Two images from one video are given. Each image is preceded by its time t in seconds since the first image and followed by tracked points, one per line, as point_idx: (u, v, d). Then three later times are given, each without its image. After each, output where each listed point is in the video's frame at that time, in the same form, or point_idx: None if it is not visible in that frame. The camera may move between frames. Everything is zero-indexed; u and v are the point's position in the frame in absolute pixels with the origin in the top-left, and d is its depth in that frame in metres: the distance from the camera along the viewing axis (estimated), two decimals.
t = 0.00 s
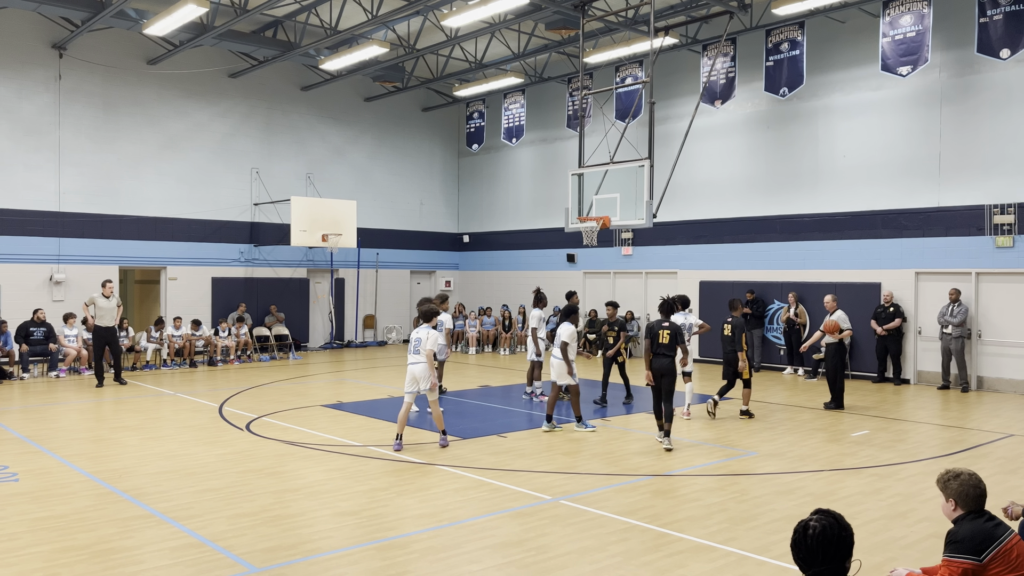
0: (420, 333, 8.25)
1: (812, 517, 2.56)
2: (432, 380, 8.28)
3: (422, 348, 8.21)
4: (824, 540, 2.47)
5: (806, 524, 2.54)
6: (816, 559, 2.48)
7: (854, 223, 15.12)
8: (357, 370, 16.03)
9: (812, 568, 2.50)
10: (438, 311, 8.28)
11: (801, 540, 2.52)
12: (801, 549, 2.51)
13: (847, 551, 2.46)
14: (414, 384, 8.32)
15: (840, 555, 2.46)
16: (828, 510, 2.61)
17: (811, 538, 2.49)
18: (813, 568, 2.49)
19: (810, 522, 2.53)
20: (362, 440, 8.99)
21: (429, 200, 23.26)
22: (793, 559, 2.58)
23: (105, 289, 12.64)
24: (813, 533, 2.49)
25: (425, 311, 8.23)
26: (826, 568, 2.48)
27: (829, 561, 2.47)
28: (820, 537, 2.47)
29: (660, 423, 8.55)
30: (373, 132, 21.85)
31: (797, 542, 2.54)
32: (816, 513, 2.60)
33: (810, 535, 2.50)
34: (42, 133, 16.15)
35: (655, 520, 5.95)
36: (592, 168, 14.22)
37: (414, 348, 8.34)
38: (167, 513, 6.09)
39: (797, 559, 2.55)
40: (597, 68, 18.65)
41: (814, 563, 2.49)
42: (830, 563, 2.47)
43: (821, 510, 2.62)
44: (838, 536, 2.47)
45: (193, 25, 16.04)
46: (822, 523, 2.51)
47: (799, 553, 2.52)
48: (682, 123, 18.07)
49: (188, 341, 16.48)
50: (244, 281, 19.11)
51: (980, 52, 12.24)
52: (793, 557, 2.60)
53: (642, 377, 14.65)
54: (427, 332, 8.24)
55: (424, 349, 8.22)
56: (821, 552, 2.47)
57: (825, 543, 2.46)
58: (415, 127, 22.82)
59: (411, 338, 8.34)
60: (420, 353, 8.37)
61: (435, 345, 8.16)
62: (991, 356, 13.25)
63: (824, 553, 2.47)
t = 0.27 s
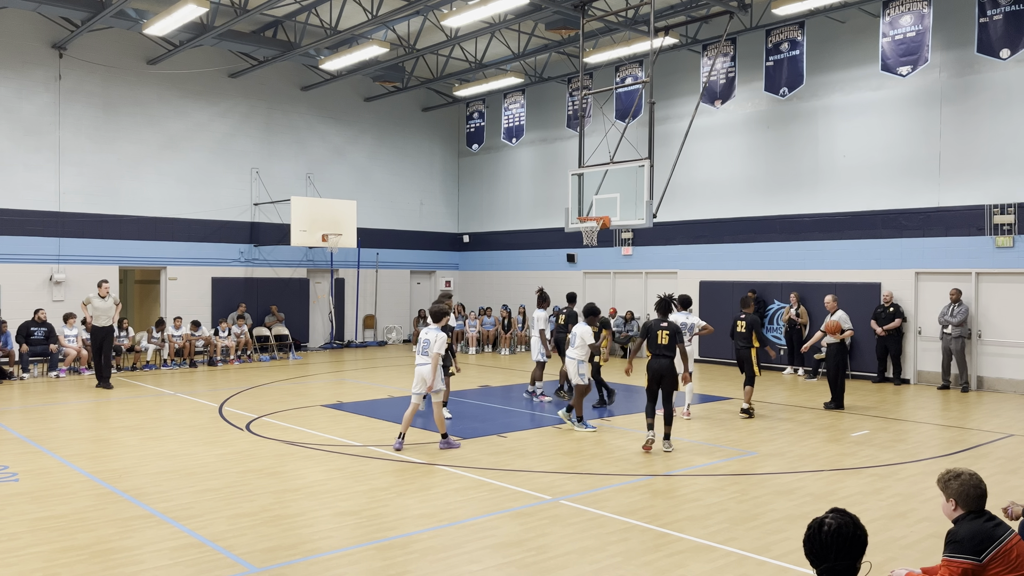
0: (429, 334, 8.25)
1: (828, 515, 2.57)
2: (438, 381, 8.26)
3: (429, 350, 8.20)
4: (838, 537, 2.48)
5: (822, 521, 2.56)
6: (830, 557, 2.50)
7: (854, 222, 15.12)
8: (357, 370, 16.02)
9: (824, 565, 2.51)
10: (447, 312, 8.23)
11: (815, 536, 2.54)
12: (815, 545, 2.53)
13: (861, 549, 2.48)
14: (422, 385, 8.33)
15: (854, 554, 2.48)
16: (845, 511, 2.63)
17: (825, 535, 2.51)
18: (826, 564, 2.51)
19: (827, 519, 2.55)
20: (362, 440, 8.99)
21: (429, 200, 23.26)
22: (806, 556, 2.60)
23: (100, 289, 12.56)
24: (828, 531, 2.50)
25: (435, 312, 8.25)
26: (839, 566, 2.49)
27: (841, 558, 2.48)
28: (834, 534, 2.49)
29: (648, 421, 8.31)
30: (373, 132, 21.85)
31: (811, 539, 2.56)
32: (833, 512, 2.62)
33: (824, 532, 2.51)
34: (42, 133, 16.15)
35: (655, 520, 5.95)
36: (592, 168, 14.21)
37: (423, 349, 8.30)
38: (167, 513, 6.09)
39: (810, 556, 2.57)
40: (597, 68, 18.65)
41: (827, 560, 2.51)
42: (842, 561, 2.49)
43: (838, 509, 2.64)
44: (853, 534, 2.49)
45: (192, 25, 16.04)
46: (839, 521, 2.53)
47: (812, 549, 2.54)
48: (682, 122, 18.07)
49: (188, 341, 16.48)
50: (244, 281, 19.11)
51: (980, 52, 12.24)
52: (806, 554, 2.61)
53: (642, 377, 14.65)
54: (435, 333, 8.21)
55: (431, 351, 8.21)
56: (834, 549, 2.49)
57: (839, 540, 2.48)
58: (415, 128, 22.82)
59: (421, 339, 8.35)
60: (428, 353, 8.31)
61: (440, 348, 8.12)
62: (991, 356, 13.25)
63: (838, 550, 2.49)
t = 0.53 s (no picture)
0: (439, 333, 8.35)
1: (832, 514, 2.58)
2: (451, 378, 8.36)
3: (441, 347, 8.28)
4: (845, 534, 2.49)
5: (826, 520, 2.56)
6: (838, 556, 2.49)
7: (854, 222, 15.12)
8: (357, 370, 16.02)
9: (838, 564, 2.50)
10: (455, 309, 8.36)
11: (821, 537, 2.53)
12: (823, 546, 2.52)
13: (871, 545, 2.49)
14: (433, 384, 8.36)
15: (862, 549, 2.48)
16: (846, 511, 2.63)
17: (831, 533, 2.51)
18: (839, 563, 2.50)
19: (829, 518, 2.55)
20: (362, 440, 8.99)
21: (429, 200, 23.26)
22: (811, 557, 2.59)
23: (99, 290, 12.56)
24: (834, 528, 2.50)
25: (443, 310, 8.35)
26: (849, 563, 2.49)
27: (848, 557, 2.48)
28: (840, 531, 2.49)
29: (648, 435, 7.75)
30: (373, 132, 21.84)
31: (816, 539, 2.55)
32: (836, 512, 2.63)
33: (830, 531, 2.51)
34: (42, 134, 16.15)
35: (656, 520, 5.95)
36: (592, 168, 14.21)
37: (434, 349, 8.36)
38: (167, 513, 6.09)
39: (815, 556, 2.56)
40: (597, 68, 18.64)
41: (835, 560, 2.50)
42: (852, 560, 2.48)
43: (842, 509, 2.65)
44: (858, 532, 2.50)
45: (193, 25, 16.04)
46: (845, 519, 2.54)
47: (819, 551, 2.53)
48: (682, 122, 18.07)
49: (188, 341, 16.48)
50: (243, 281, 19.11)
51: (980, 52, 12.24)
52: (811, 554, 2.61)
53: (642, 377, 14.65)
54: (446, 331, 8.33)
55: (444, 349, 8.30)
56: (843, 548, 2.49)
57: (845, 537, 2.48)
58: (415, 128, 22.82)
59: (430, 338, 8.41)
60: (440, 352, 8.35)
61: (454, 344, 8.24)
62: (991, 356, 13.25)
63: (845, 549, 2.49)
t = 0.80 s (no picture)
0: (442, 332, 8.36)
1: (832, 514, 2.58)
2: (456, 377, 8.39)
3: (446, 347, 8.30)
4: (850, 533, 2.49)
5: (828, 520, 2.56)
6: (845, 556, 2.48)
7: (854, 223, 15.12)
8: (357, 370, 16.02)
9: (846, 564, 2.49)
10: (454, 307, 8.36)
11: (826, 537, 2.52)
12: (829, 547, 2.50)
13: (874, 544, 2.49)
14: (439, 384, 8.39)
15: (868, 547, 2.48)
16: (845, 510, 2.63)
17: (837, 533, 2.50)
18: (847, 563, 2.49)
19: (832, 518, 2.55)
20: (363, 440, 8.99)
21: (429, 200, 23.25)
22: (813, 558, 2.57)
23: (100, 290, 12.56)
24: (838, 527, 2.50)
25: (443, 309, 8.35)
26: (856, 562, 2.48)
27: (855, 556, 2.48)
28: (846, 530, 2.49)
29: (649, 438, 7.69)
30: (373, 132, 21.84)
31: (820, 540, 2.53)
32: (833, 512, 2.63)
33: (836, 530, 2.50)
34: (42, 133, 16.15)
35: (656, 520, 5.95)
36: (592, 168, 14.20)
37: (437, 349, 8.38)
38: (167, 513, 6.09)
39: (820, 558, 2.54)
40: (597, 68, 18.65)
41: (842, 560, 2.49)
42: (859, 559, 2.48)
43: (838, 508, 2.66)
44: (861, 530, 2.51)
45: (193, 25, 16.04)
46: (847, 519, 2.53)
47: (825, 552, 2.52)
48: (682, 122, 18.07)
49: (188, 341, 16.49)
50: (243, 281, 19.11)
51: (980, 52, 12.24)
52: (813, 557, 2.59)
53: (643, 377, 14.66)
54: (449, 331, 8.35)
55: (449, 348, 8.32)
56: (850, 547, 2.48)
57: (851, 535, 2.48)
58: (415, 128, 22.82)
59: (433, 338, 8.43)
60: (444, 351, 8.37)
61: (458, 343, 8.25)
62: (991, 356, 13.24)
63: (851, 548, 2.48)
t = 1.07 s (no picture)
0: (439, 332, 8.39)
1: (832, 511, 2.59)
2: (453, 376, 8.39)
3: (443, 346, 8.33)
4: (853, 529, 2.50)
5: (829, 517, 2.56)
6: (848, 553, 2.48)
7: (854, 223, 15.12)
8: (357, 370, 16.03)
9: (849, 562, 2.49)
10: (453, 307, 8.40)
11: (828, 534, 2.51)
12: (832, 544, 2.50)
13: (875, 542, 2.49)
14: (435, 385, 8.38)
15: (870, 544, 2.49)
16: (846, 508, 2.64)
17: (840, 529, 2.50)
18: (850, 560, 2.49)
19: (833, 515, 2.55)
20: (362, 440, 8.99)
21: (429, 200, 23.26)
22: (814, 556, 2.57)
23: (99, 290, 12.52)
24: (840, 524, 2.50)
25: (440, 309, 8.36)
26: (859, 560, 2.48)
27: (858, 553, 2.48)
28: (849, 526, 2.50)
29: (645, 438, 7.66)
30: (373, 132, 21.84)
31: (822, 537, 2.53)
32: (831, 509, 2.64)
33: (839, 527, 2.50)
34: (42, 133, 16.15)
35: (656, 520, 5.95)
36: (592, 168, 14.19)
37: (435, 348, 8.40)
38: (167, 513, 6.09)
39: (821, 556, 2.54)
40: (597, 68, 18.65)
41: (845, 557, 2.49)
42: (862, 556, 2.48)
43: (835, 506, 2.68)
44: (862, 527, 2.52)
45: (193, 25, 16.04)
46: (848, 517, 2.53)
47: (828, 549, 2.51)
48: (682, 122, 18.07)
49: (188, 341, 16.50)
50: (243, 281, 19.12)
51: (980, 52, 12.24)
52: (814, 556, 2.59)
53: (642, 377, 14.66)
54: (447, 330, 8.38)
55: (445, 348, 8.34)
56: (853, 544, 2.48)
57: (854, 532, 2.49)
58: (415, 127, 22.81)
59: (431, 338, 8.46)
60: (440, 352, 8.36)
61: (456, 342, 8.30)
62: (991, 356, 13.24)
63: (853, 545, 2.49)
